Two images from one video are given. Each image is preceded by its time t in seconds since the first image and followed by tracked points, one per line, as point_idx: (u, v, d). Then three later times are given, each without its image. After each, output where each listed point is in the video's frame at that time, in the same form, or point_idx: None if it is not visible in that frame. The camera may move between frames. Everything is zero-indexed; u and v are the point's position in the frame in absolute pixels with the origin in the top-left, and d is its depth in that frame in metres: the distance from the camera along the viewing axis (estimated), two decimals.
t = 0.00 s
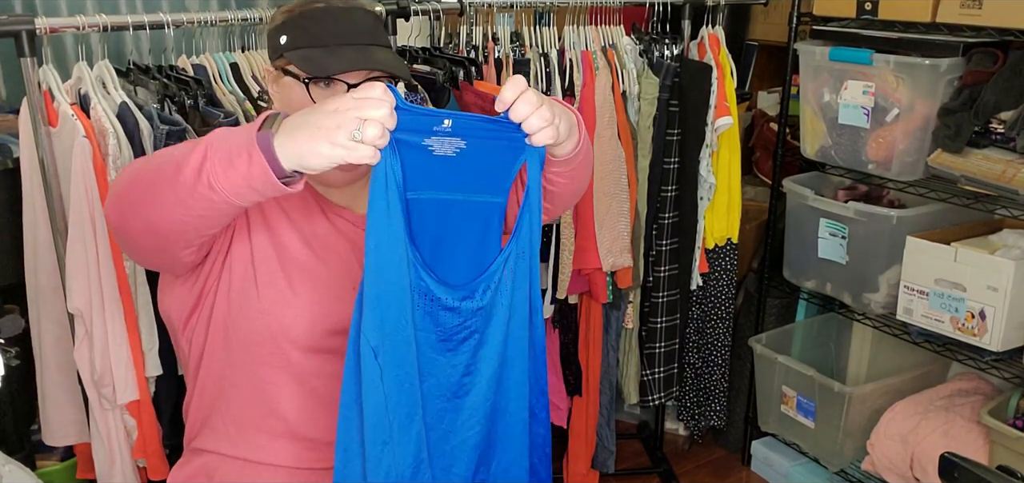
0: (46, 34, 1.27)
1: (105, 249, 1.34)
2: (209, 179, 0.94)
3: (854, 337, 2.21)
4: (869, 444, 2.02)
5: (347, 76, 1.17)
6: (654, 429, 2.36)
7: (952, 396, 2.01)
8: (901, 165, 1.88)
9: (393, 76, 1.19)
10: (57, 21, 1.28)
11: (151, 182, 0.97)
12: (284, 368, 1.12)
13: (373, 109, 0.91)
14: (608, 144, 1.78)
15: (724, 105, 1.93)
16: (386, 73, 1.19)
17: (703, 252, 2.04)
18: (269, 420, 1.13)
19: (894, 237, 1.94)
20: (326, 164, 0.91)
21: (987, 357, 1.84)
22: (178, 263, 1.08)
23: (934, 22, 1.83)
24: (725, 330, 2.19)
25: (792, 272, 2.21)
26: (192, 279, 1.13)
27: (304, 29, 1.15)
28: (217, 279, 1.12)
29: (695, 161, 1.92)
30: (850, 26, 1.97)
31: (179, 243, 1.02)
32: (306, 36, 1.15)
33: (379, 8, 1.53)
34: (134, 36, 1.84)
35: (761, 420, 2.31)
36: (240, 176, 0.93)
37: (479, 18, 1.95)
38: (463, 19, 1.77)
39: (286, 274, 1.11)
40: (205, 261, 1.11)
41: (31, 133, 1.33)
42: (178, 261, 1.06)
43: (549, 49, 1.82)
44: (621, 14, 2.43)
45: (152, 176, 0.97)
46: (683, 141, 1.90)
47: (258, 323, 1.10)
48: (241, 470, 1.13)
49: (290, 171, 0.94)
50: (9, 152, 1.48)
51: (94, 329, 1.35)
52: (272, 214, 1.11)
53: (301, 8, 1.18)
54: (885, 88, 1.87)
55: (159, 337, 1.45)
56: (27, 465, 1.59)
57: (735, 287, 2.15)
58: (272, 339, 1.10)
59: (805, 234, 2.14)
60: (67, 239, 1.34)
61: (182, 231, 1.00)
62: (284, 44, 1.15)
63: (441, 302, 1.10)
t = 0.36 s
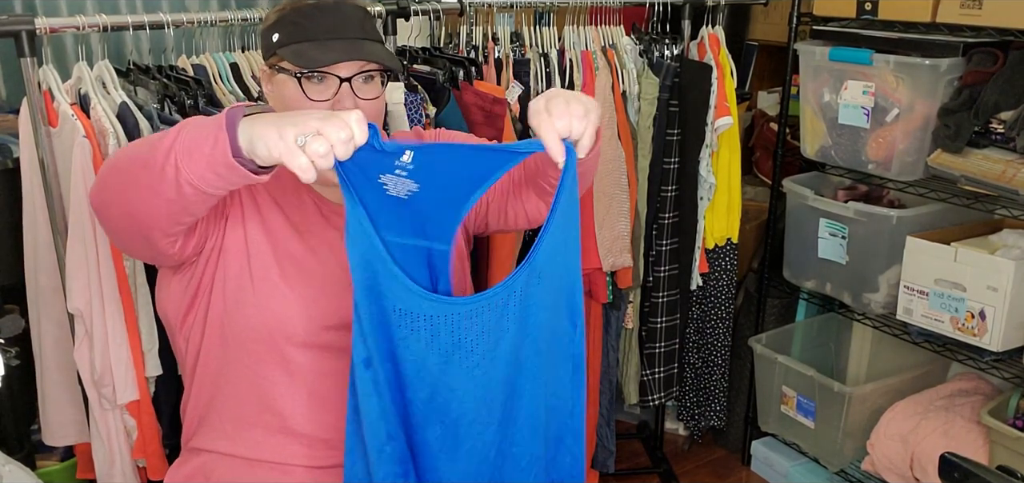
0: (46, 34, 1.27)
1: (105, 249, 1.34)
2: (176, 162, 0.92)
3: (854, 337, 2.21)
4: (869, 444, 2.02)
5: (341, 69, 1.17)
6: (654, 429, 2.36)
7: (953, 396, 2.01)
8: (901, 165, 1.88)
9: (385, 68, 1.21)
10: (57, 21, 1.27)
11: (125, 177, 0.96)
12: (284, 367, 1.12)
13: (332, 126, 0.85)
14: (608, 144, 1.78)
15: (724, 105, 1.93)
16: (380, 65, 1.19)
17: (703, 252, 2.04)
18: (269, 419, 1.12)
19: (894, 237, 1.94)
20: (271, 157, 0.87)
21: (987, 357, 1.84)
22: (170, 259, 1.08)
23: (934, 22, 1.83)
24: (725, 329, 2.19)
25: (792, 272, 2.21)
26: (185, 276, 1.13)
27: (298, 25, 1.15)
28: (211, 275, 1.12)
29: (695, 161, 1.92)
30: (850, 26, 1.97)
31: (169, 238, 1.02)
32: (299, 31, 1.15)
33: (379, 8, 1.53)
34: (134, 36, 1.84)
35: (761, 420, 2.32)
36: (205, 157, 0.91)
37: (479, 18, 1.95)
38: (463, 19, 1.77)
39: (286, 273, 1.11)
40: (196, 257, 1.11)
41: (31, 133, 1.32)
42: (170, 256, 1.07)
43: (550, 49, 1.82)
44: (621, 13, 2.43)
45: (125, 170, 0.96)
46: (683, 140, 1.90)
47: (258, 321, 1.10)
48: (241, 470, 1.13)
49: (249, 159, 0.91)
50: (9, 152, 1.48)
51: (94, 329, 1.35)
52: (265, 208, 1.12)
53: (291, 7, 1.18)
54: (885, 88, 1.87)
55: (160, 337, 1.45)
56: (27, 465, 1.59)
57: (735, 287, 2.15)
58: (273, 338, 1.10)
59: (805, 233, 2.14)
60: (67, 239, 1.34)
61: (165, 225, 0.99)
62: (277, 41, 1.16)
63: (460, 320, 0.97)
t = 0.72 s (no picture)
0: (45, 34, 1.27)
1: (105, 249, 1.34)
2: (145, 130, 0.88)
3: (854, 337, 2.21)
4: (869, 444, 2.02)
5: (335, 58, 1.18)
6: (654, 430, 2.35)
7: (953, 396, 2.01)
8: (901, 165, 1.88)
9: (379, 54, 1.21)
10: (57, 21, 1.27)
11: (104, 149, 0.93)
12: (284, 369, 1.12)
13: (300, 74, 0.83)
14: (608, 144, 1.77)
15: (724, 105, 1.93)
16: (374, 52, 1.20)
17: (703, 252, 2.04)
18: (268, 420, 1.12)
19: (894, 237, 1.94)
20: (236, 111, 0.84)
21: (987, 357, 1.83)
22: (165, 244, 1.06)
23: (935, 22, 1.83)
24: (725, 330, 2.18)
25: (792, 273, 2.21)
26: (185, 272, 1.12)
27: (290, 18, 1.16)
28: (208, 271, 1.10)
29: (695, 161, 1.92)
30: (850, 26, 1.97)
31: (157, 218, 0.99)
32: (291, 22, 1.16)
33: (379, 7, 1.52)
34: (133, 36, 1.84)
35: (761, 420, 2.31)
36: (175, 127, 0.87)
37: (480, 18, 1.95)
38: (463, 19, 1.76)
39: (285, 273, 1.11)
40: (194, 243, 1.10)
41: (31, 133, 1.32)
42: (162, 241, 1.05)
43: (550, 49, 1.82)
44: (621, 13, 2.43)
45: (104, 146, 0.92)
46: (683, 140, 1.90)
47: (259, 322, 1.10)
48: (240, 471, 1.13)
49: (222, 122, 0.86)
50: (9, 152, 1.48)
51: (94, 329, 1.35)
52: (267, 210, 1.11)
53: (282, 2, 1.19)
54: (886, 88, 1.87)
55: (159, 337, 1.45)
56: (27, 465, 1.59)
57: (735, 287, 2.15)
58: (268, 338, 1.11)
59: (805, 233, 2.14)
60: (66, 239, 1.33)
61: (147, 204, 0.96)
62: (270, 36, 1.16)
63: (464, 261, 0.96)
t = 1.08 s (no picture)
0: (45, 34, 1.27)
1: (105, 250, 1.34)
2: (138, 76, 0.87)
3: (854, 337, 2.21)
4: (869, 444, 2.01)
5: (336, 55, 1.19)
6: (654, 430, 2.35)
7: (953, 396, 2.01)
8: (902, 165, 1.88)
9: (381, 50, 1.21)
10: (56, 21, 1.27)
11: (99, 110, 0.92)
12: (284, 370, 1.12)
13: None
14: (608, 144, 1.77)
15: (724, 105, 1.93)
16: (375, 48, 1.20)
17: (703, 252, 2.04)
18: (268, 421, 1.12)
19: (894, 238, 1.93)
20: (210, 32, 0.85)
21: (988, 357, 1.83)
22: (169, 226, 1.04)
23: (935, 22, 1.83)
24: (725, 330, 2.18)
25: (793, 273, 2.21)
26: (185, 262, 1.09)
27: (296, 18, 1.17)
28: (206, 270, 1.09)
29: (695, 161, 1.92)
30: (850, 26, 1.97)
31: (162, 186, 0.97)
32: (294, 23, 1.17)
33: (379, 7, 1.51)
34: (133, 36, 1.84)
35: (761, 420, 2.31)
36: (170, 71, 0.87)
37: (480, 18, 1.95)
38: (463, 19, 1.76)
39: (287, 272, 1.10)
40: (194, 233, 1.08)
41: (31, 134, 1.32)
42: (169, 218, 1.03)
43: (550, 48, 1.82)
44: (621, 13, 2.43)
45: (102, 108, 0.91)
46: (683, 140, 1.90)
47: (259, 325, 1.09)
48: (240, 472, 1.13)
49: (214, 56, 0.87)
50: (9, 152, 1.48)
51: (94, 330, 1.35)
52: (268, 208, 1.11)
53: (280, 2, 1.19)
54: (886, 88, 1.86)
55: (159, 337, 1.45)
56: (27, 465, 1.59)
57: (735, 288, 2.15)
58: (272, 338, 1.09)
59: (806, 234, 2.14)
60: (65, 239, 1.33)
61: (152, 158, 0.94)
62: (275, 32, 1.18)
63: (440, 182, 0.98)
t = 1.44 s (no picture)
0: (45, 34, 1.26)
1: (105, 250, 1.34)
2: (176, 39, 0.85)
3: (854, 337, 2.21)
4: (870, 444, 2.01)
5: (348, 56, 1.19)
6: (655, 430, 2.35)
7: (953, 396, 2.01)
8: (902, 165, 1.88)
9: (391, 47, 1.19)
10: (56, 21, 1.27)
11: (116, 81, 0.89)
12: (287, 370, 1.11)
13: None
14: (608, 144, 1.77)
15: (724, 105, 1.93)
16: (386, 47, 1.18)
17: (703, 252, 2.04)
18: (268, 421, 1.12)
19: (894, 238, 1.94)
20: None
21: (988, 357, 1.83)
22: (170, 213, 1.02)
23: (935, 22, 1.83)
24: (725, 330, 2.18)
25: (792, 273, 2.21)
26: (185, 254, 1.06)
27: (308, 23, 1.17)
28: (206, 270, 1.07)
29: (695, 161, 1.92)
30: (850, 26, 1.97)
31: (168, 159, 0.95)
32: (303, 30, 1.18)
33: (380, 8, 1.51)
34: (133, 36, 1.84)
35: (761, 420, 2.31)
36: (209, 30, 0.85)
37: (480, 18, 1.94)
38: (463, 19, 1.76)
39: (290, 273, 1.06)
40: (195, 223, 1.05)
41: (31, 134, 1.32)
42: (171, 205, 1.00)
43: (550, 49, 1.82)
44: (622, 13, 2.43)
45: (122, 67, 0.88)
46: (683, 140, 1.90)
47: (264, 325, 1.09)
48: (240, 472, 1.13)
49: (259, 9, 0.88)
50: (9, 153, 1.48)
51: (93, 330, 1.35)
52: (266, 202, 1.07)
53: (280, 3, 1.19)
54: (886, 88, 1.86)
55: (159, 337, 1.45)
56: (27, 465, 1.59)
57: (735, 288, 2.15)
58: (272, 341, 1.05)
59: (806, 234, 2.14)
60: (65, 239, 1.33)
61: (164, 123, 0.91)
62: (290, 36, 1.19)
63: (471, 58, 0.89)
